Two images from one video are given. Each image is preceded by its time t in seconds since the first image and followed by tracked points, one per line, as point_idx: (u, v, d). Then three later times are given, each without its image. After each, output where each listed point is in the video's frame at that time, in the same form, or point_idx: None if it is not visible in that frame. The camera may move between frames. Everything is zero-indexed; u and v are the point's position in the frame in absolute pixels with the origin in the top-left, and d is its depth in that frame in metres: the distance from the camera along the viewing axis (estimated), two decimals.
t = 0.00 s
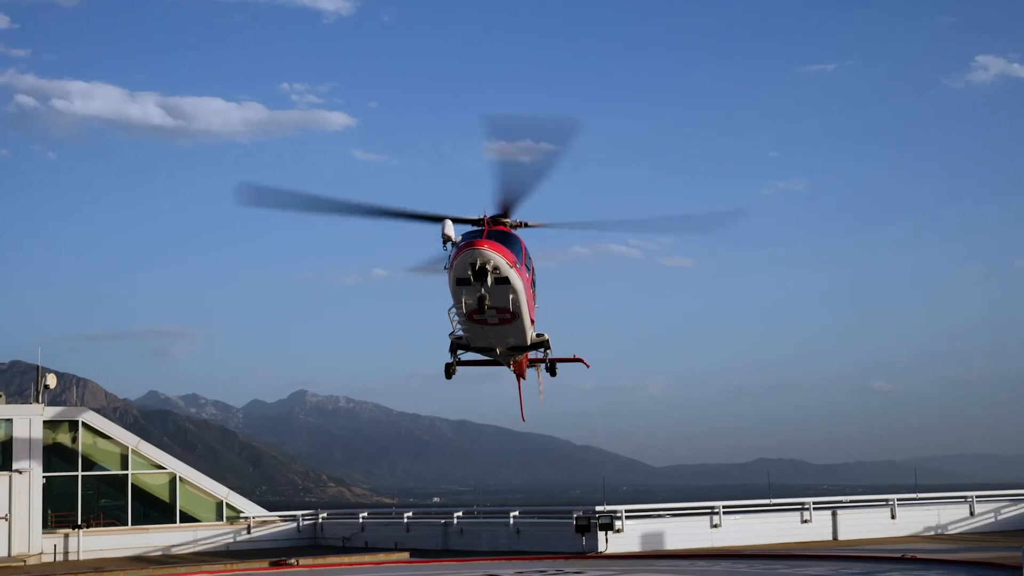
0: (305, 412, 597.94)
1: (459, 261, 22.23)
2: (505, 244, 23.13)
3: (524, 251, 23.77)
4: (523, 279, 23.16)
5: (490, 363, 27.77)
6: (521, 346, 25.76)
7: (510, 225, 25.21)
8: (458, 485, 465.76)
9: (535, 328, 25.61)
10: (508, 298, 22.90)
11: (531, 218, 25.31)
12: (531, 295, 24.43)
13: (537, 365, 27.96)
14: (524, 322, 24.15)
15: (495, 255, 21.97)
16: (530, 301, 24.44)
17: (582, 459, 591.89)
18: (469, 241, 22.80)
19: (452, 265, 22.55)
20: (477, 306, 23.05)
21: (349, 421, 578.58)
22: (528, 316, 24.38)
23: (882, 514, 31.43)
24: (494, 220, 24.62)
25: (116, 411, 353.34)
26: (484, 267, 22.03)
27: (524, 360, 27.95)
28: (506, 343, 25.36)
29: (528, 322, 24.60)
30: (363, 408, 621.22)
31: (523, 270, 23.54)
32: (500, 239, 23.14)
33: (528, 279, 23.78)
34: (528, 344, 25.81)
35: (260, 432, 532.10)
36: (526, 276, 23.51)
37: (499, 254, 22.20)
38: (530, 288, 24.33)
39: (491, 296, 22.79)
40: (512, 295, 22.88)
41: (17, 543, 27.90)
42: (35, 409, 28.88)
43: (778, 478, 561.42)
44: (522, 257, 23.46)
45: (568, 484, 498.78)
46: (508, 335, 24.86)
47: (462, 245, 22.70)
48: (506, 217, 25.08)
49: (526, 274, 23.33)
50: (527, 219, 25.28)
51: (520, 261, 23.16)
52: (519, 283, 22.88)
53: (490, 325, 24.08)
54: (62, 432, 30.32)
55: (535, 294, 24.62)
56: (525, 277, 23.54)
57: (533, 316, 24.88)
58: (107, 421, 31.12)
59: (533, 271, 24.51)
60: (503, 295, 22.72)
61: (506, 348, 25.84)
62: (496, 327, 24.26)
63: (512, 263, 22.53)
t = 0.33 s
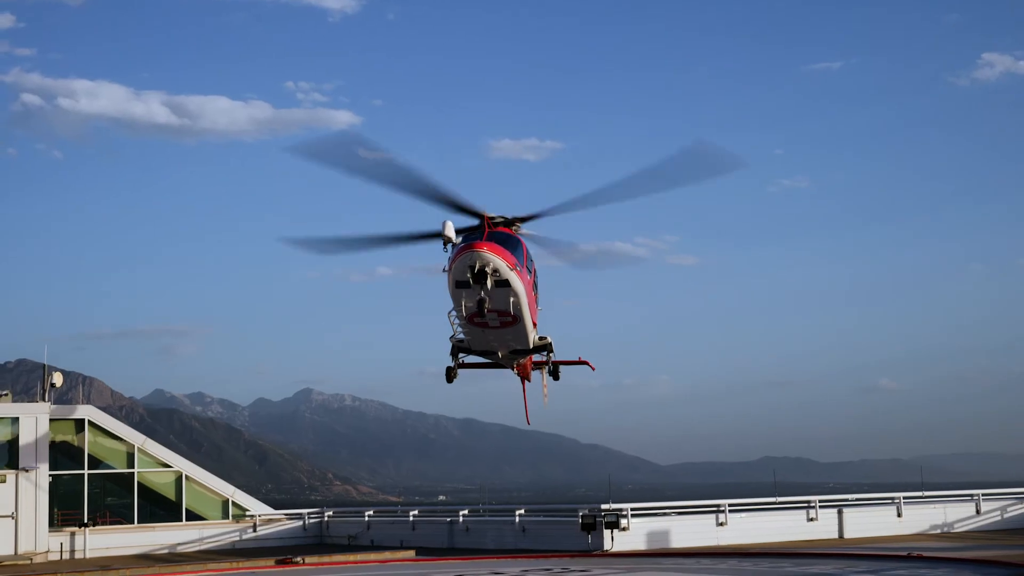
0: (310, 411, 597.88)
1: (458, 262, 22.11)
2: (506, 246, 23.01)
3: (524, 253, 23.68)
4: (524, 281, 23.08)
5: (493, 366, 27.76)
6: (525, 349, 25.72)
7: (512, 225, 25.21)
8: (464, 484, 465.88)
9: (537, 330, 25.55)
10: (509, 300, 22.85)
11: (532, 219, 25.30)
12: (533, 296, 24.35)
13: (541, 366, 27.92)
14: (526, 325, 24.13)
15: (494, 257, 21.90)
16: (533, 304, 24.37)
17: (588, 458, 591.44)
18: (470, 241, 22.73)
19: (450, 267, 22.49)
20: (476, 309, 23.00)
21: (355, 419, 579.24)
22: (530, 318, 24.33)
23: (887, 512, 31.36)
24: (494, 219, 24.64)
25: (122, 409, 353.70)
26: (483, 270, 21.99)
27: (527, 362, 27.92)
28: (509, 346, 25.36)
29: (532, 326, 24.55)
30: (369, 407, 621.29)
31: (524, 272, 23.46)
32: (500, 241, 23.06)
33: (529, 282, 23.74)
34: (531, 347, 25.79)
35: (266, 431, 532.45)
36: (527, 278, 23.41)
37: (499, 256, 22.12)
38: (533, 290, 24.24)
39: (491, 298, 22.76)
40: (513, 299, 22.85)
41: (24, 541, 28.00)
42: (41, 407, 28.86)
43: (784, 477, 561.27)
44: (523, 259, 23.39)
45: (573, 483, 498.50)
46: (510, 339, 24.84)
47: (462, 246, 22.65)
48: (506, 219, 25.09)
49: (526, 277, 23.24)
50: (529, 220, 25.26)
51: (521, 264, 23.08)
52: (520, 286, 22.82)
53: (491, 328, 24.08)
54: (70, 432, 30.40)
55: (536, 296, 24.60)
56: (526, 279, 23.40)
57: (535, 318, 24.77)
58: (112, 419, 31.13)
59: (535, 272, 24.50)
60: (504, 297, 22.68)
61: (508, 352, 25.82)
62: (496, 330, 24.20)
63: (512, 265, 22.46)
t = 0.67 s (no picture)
0: (317, 409, 598.85)
1: (457, 266, 22.11)
2: (507, 250, 22.97)
3: (526, 255, 23.63)
4: (526, 285, 23.02)
5: (497, 369, 27.64)
6: (526, 353, 25.69)
7: (515, 227, 25.17)
8: (470, 482, 466.63)
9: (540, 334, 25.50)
10: (510, 304, 22.83)
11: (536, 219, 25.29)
12: (535, 301, 24.29)
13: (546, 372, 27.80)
14: (528, 329, 24.10)
15: (494, 260, 21.86)
16: (535, 307, 24.30)
17: (594, 456, 591.60)
18: (470, 244, 22.69)
19: (450, 271, 22.46)
20: (476, 314, 22.98)
21: (361, 417, 580.29)
22: (532, 323, 24.27)
23: (893, 510, 31.29)
24: (496, 222, 24.59)
25: (128, 407, 355.11)
26: (483, 273, 21.94)
27: (531, 367, 27.83)
28: (511, 350, 25.29)
29: (533, 329, 24.45)
30: (376, 405, 622.03)
31: (526, 276, 23.40)
32: (501, 245, 23.03)
33: (531, 286, 23.66)
34: (533, 351, 25.71)
35: (272, 429, 533.68)
36: (528, 282, 23.34)
37: (499, 259, 22.06)
38: (534, 294, 24.17)
39: (491, 303, 22.71)
40: (514, 303, 22.81)
41: (31, 540, 28.08)
42: (48, 406, 28.89)
43: (791, 475, 561.15)
44: (525, 262, 23.37)
45: (580, 481, 498.72)
46: (511, 343, 24.83)
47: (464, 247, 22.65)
48: (515, 220, 25.06)
49: (527, 280, 23.17)
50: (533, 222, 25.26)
51: (522, 266, 23.03)
52: (521, 289, 22.76)
53: (492, 332, 24.04)
54: (77, 430, 30.47)
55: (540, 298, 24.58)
56: (527, 283, 23.37)
57: (537, 322, 24.74)
58: (119, 418, 31.17)
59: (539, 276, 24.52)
60: (504, 301, 22.65)
61: (511, 355, 25.73)
62: (498, 333, 24.17)
63: (512, 269, 22.40)
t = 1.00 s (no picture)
0: (319, 407, 599.18)
1: (454, 268, 22.08)
2: (505, 251, 22.96)
3: (525, 256, 23.62)
4: (523, 287, 23.05)
5: (495, 371, 27.63)
6: (525, 356, 25.68)
7: (514, 227, 25.22)
8: (473, 479, 467.11)
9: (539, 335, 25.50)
10: (508, 306, 22.82)
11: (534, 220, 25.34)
12: (534, 304, 24.30)
13: (547, 373, 27.76)
14: (528, 331, 24.11)
15: (491, 263, 21.84)
16: (534, 310, 24.30)
17: (597, 454, 591.76)
18: (468, 246, 22.65)
19: (447, 271, 22.41)
20: (473, 315, 22.90)
21: (363, 415, 580.45)
22: (531, 326, 24.28)
23: (896, 507, 31.27)
24: (495, 222, 24.64)
25: (132, 404, 355.83)
26: (479, 276, 21.93)
27: (532, 368, 27.82)
28: (510, 353, 25.30)
29: (531, 332, 24.48)
30: (378, 403, 622.26)
31: (524, 279, 23.38)
32: (498, 245, 23.02)
33: (531, 287, 23.72)
34: (533, 354, 25.68)
35: (275, 426, 533.95)
36: (526, 284, 23.33)
37: (496, 261, 22.05)
38: (533, 296, 24.19)
39: (488, 305, 22.67)
40: (512, 305, 22.80)
41: (34, 537, 28.09)
42: (51, 402, 28.98)
43: (794, 472, 560.54)
44: (523, 265, 23.37)
45: (582, 479, 498.23)
46: (510, 347, 24.85)
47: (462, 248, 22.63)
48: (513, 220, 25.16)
49: (526, 282, 23.20)
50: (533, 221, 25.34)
51: (520, 269, 23.01)
52: (519, 291, 22.75)
53: (491, 334, 24.04)
54: (81, 428, 30.52)
55: (538, 301, 24.60)
56: (526, 285, 23.31)
57: (537, 324, 24.71)
58: (121, 413, 31.17)
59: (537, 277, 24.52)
60: (502, 304, 22.64)
61: (510, 357, 25.73)
62: (496, 336, 24.21)
63: (510, 271, 22.42)
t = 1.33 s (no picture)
0: (323, 405, 599.69)
1: (450, 273, 22.03)
2: (504, 256, 22.94)
3: (524, 260, 23.58)
4: (522, 293, 23.01)
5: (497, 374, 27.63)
6: (525, 361, 25.68)
7: (515, 230, 25.18)
8: (476, 478, 467.09)
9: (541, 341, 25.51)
10: (506, 311, 22.81)
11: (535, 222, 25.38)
12: (534, 309, 24.30)
13: (550, 378, 27.74)
14: (528, 336, 24.10)
15: (487, 268, 21.81)
16: (534, 314, 24.27)
17: (602, 452, 591.64)
18: (465, 250, 22.64)
19: (443, 277, 22.41)
20: (471, 320, 22.90)
21: (367, 413, 580.63)
22: (531, 330, 24.25)
23: (901, 507, 31.20)
24: (494, 226, 24.63)
25: (136, 403, 356.28)
26: (475, 280, 21.88)
27: (535, 372, 27.83)
28: (510, 357, 25.30)
29: (532, 336, 24.47)
30: (382, 401, 622.82)
31: (523, 283, 23.35)
32: (496, 250, 22.99)
33: (529, 292, 23.68)
34: (533, 359, 25.67)
35: (279, 424, 534.65)
36: (526, 288, 23.28)
37: (493, 266, 21.99)
38: (533, 301, 24.13)
39: (486, 310, 22.66)
40: (510, 310, 22.79)
41: (39, 535, 28.14)
42: (56, 401, 29.00)
43: (798, 470, 559.92)
44: (522, 269, 23.34)
45: (587, 477, 498.17)
46: (510, 351, 24.84)
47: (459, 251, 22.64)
48: (515, 223, 25.20)
49: (525, 287, 23.18)
50: (533, 225, 25.42)
51: (518, 274, 22.97)
52: (518, 297, 22.75)
53: (490, 339, 24.06)
54: (85, 427, 30.50)
55: (539, 306, 24.59)
56: (525, 289, 23.29)
57: (538, 328, 24.72)
58: (126, 412, 31.18)
59: (538, 283, 24.47)
60: (500, 308, 22.62)
61: (510, 362, 25.75)
62: (496, 341, 24.19)
63: (507, 276, 22.35)
